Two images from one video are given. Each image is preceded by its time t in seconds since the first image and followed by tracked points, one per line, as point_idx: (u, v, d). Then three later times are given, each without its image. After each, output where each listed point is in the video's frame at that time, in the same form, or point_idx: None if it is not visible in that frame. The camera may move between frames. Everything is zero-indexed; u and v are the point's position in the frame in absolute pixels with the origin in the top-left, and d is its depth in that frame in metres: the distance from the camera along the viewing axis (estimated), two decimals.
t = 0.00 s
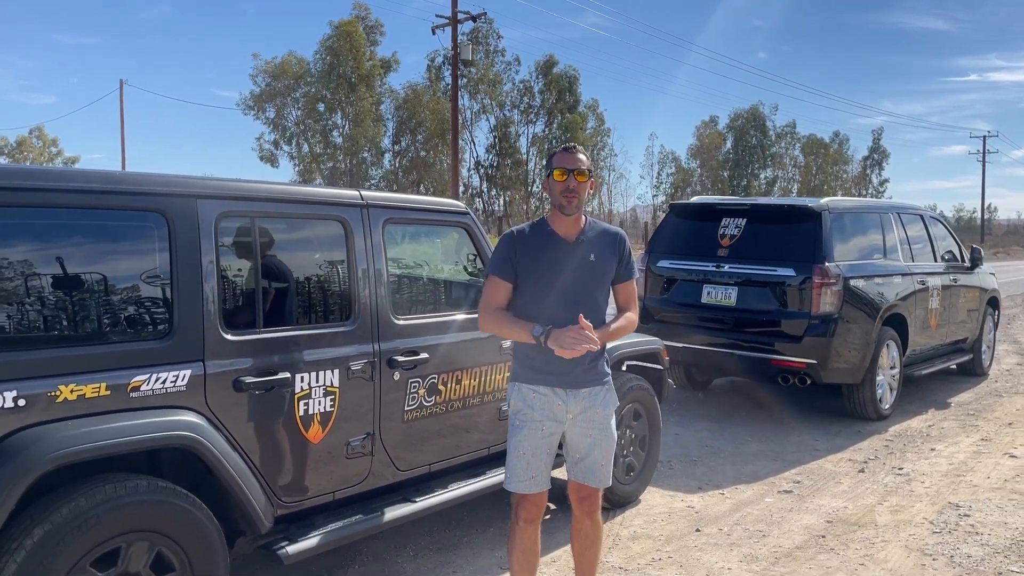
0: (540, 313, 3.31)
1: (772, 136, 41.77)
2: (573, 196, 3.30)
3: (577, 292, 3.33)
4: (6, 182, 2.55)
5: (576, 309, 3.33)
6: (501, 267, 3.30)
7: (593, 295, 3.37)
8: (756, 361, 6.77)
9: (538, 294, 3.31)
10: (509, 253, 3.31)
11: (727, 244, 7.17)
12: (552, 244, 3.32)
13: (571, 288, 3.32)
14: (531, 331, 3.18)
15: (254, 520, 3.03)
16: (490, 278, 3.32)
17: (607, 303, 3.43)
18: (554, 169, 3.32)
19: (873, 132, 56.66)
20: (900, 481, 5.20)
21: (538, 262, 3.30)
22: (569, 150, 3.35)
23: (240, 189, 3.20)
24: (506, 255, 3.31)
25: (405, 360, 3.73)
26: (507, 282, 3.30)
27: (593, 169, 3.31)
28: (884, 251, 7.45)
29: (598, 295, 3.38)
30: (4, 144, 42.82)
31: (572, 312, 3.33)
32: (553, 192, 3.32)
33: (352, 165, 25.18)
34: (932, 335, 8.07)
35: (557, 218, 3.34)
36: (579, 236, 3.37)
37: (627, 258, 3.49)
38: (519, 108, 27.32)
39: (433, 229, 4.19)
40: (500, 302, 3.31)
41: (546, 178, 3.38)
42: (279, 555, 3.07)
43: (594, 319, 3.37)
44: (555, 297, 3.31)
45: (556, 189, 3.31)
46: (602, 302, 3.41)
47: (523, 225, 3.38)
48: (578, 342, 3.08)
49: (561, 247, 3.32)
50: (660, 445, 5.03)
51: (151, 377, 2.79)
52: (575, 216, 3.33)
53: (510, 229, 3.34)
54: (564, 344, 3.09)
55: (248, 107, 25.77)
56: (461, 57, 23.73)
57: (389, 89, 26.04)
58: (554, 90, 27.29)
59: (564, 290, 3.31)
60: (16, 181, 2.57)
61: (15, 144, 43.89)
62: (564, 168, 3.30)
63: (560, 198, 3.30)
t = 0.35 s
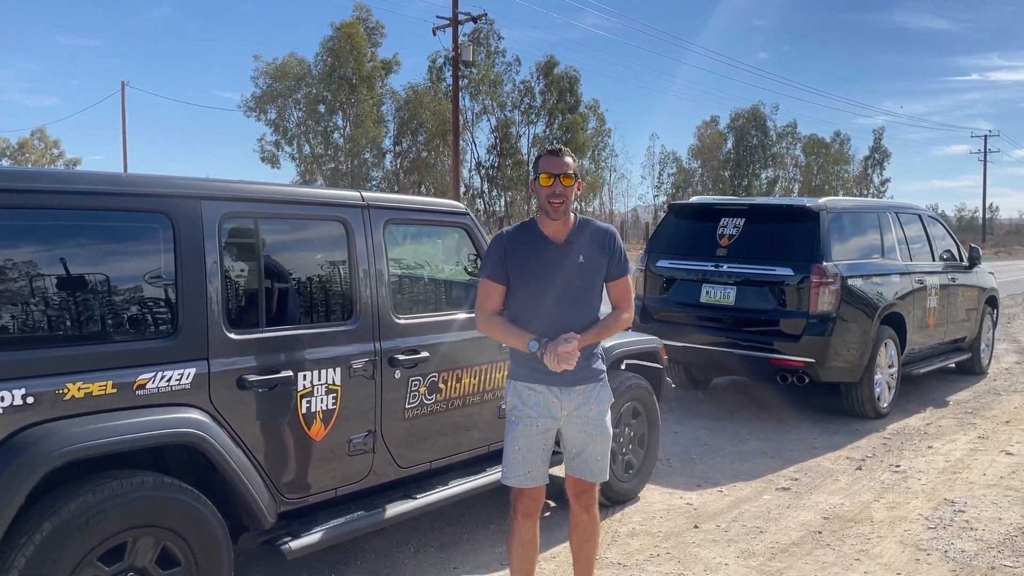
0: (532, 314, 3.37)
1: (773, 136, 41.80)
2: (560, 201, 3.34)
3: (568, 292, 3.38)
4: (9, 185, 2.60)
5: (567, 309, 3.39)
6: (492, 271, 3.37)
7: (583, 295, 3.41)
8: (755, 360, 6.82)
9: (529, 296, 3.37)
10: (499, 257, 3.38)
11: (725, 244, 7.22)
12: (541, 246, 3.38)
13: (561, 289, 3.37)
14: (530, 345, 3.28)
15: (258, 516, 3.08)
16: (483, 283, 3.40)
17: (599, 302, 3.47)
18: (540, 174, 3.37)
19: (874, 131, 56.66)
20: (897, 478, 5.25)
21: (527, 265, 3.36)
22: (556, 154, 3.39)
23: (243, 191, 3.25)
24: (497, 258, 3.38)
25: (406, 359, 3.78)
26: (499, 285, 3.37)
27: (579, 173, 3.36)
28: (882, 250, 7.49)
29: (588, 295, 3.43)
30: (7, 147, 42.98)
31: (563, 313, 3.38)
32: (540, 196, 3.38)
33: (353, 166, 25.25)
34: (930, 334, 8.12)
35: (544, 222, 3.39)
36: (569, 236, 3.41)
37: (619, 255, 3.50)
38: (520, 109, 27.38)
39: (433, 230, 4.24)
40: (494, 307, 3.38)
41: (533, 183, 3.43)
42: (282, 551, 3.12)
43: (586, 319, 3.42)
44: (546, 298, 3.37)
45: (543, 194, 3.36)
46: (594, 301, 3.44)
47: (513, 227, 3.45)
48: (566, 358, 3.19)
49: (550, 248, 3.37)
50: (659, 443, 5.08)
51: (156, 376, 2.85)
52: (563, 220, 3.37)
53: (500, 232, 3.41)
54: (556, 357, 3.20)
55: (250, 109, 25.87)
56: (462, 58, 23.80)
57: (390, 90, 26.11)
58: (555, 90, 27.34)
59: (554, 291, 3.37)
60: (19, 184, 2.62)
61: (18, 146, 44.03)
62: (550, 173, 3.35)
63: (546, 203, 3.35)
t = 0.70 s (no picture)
0: (530, 314, 3.41)
1: (772, 136, 41.84)
2: (557, 204, 3.38)
3: (566, 292, 3.42)
4: (13, 188, 2.63)
5: (565, 309, 3.42)
6: (491, 272, 3.41)
7: (581, 295, 3.45)
8: (755, 360, 6.86)
9: (527, 296, 3.41)
10: (497, 258, 3.41)
11: (725, 245, 7.26)
12: (540, 247, 3.42)
13: (560, 289, 3.41)
14: (529, 343, 3.31)
15: (264, 515, 3.12)
16: (482, 283, 3.43)
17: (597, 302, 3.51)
18: (537, 177, 3.40)
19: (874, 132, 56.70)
20: (896, 477, 5.29)
21: (525, 266, 3.40)
22: (552, 157, 3.41)
23: (247, 193, 3.29)
24: (496, 259, 3.42)
25: (409, 359, 3.82)
26: (498, 285, 3.41)
27: (576, 176, 3.38)
28: (881, 251, 7.53)
29: (586, 295, 3.47)
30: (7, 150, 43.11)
31: (561, 312, 3.42)
32: (536, 199, 3.41)
33: (353, 168, 25.27)
34: (929, 334, 8.16)
35: (541, 224, 3.44)
36: (567, 238, 3.45)
37: (617, 257, 3.55)
38: (520, 110, 27.42)
39: (436, 232, 4.28)
40: (494, 308, 3.42)
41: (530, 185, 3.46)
42: (288, 549, 3.16)
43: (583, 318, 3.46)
44: (544, 298, 3.41)
45: (539, 197, 3.39)
46: (591, 301, 3.48)
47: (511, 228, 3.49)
48: (565, 353, 3.24)
49: (548, 250, 3.41)
50: (659, 443, 5.12)
51: (164, 376, 2.89)
52: (561, 221, 3.41)
53: (498, 233, 3.44)
54: (556, 353, 3.24)
55: (249, 111, 25.93)
56: (462, 59, 23.85)
57: (390, 92, 26.16)
58: (554, 91, 27.38)
59: (553, 291, 3.41)
60: (24, 187, 2.64)
61: (18, 148, 44.10)
62: (546, 176, 3.37)
63: (543, 206, 3.38)
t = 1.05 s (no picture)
0: (533, 315, 3.45)
1: (770, 138, 41.90)
2: (562, 206, 3.42)
3: (569, 294, 3.45)
4: (17, 191, 2.64)
5: (568, 311, 3.46)
6: (495, 272, 3.44)
7: (584, 296, 3.48)
8: (755, 361, 6.90)
9: (530, 297, 3.45)
10: (501, 259, 3.45)
11: (725, 247, 7.30)
12: (544, 249, 3.45)
13: (563, 290, 3.44)
14: (532, 343, 3.34)
15: (273, 515, 3.15)
16: (486, 284, 3.47)
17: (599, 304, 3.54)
18: (542, 179, 3.43)
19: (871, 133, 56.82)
20: (896, 477, 5.32)
21: (529, 267, 3.43)
22: (558, 160, 3.45)
23: (255, 197, 3.32)
24: (500, 260, 3.46)
25: (414, 361, 3.85)
26: (502, 286, 3.44)
27: (581, 178, 3.43)
28: (880, 252, 7.58)
29: (589, 296, 3.49)
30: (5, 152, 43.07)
31: (563, 314, 3.45)
32: (541, 201, 3.45)
33: (352, 169, 25.28)
34: (929, 335, 8.20)
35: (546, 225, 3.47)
36: (571, 241, 3.48)
37: (620, 260, 3.58)
38: (518, 112, 27.45)
39: (441, 235, 4.32)
40: (497, 308, 3.46)
41: (535, 188, 3.50)
42: (297, 549, 3.19)
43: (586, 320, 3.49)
44: (547, 300, 3.44)
45: (544, 199, 3.43)
46: (594, 303, 3.51)
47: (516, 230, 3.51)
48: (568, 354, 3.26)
49: (552, 251, 3.45)
50: (662, 443, 5.15)
51: (175, 378, 2.92)
52: (566, 224, 3.45)
53: (503, 234, 3.48)
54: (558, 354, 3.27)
55: (248, 113, 25.94)
56: (460, 61, 23.87)
57: (388, 94, 26.18)
58: (553, 93, 27.43)
59: (556, 292, 3.44)
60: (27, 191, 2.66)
61: (16, 151, 44.06)
62: (551, 178, 3.41)
63: (549, 207, 3.42)
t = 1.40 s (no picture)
0: (541, 314, 3.49)
1: (767, 140, 42.02)
2: (568, 207, 3.47)
3: (577, 292, 3.50)
4: (22, 194, 2.65)
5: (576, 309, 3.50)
6: (503, 273, 3.50)
7: (592, 295, 3.53)
8: (756, 362, 6.96)
9: (538, 297, 3.49)
10: (509, 260, 3.51)
11: (726, 248, 7.36)
12: (551, 248, 3.50)
13: (570, 289, 3.50)
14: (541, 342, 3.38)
15: (287, 512, 3.21)
16: (494, 285, 3.53)
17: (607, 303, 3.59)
18: (549, 181, 3.48)
19: (868, 135, 56.98)
20: (897, 475, 5.39)
21: (536, 267, 3.49)
22: (563, 162, 3.50)
23: (269, 199, 3.39)
24: (507, 261, 3.51)
25: (425, 361, 3.91)
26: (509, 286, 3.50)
27: (586, 179, 3.48)
28: (879, 253, 7.65)
29: (596, 295, 3.54)
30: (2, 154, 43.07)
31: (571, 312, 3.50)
32: (547, 203, 3.50)
33: (350, 172, 25.32)
34: (927, 335, 8.27)
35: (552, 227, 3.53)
36: (577, 241, 3.54)
37: (626, 259, 3.64)
38: (516, 114, 27.52)
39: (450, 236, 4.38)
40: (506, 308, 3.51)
41: (542, 190, 3.55)
42: (311, 546, 3.24)
43: (594, 318, 3.53)
44: (555, 298, 3.49)
45: (551, 200, 3.48)
46: (602, 301, 3.56)
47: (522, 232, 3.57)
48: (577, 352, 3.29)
49: (559, 251, 3.50)
50: (665, 443, 5.20)
51: (193, 378, 2.97)
52: (572, 225, 3.51)
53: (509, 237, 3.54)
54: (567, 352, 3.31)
55: (246, 115, 25.98)
56: (459, 63, 23.94)
57: (387, 96, 26.25)
58: (551, 95, 27.51)
59: (563, 291, 3.49)
60: (34, 193, 2.67)
61: (13, 153, 44.04)
62: (558, 180, 3.46)
63: (556, 209, 3.47)
